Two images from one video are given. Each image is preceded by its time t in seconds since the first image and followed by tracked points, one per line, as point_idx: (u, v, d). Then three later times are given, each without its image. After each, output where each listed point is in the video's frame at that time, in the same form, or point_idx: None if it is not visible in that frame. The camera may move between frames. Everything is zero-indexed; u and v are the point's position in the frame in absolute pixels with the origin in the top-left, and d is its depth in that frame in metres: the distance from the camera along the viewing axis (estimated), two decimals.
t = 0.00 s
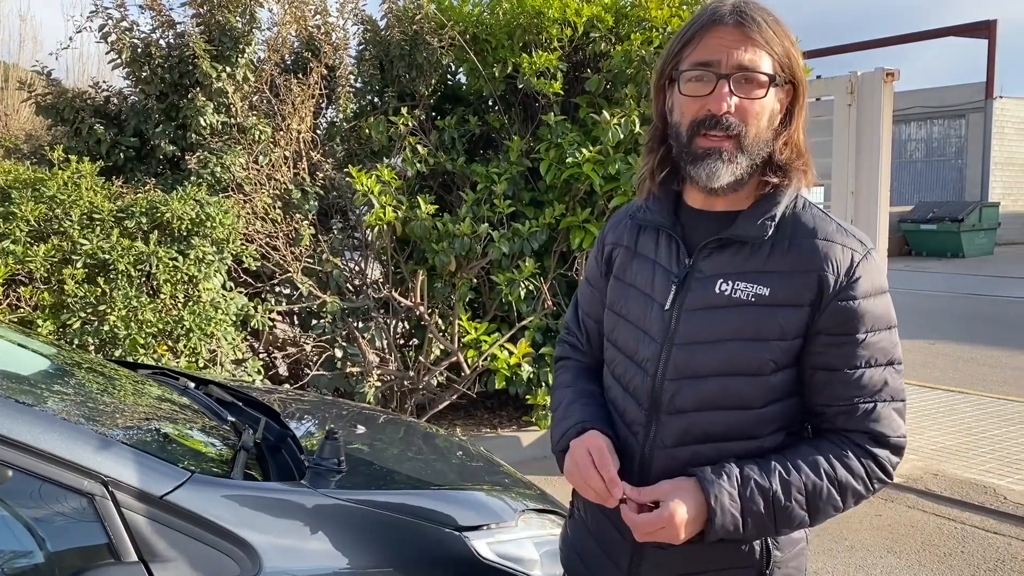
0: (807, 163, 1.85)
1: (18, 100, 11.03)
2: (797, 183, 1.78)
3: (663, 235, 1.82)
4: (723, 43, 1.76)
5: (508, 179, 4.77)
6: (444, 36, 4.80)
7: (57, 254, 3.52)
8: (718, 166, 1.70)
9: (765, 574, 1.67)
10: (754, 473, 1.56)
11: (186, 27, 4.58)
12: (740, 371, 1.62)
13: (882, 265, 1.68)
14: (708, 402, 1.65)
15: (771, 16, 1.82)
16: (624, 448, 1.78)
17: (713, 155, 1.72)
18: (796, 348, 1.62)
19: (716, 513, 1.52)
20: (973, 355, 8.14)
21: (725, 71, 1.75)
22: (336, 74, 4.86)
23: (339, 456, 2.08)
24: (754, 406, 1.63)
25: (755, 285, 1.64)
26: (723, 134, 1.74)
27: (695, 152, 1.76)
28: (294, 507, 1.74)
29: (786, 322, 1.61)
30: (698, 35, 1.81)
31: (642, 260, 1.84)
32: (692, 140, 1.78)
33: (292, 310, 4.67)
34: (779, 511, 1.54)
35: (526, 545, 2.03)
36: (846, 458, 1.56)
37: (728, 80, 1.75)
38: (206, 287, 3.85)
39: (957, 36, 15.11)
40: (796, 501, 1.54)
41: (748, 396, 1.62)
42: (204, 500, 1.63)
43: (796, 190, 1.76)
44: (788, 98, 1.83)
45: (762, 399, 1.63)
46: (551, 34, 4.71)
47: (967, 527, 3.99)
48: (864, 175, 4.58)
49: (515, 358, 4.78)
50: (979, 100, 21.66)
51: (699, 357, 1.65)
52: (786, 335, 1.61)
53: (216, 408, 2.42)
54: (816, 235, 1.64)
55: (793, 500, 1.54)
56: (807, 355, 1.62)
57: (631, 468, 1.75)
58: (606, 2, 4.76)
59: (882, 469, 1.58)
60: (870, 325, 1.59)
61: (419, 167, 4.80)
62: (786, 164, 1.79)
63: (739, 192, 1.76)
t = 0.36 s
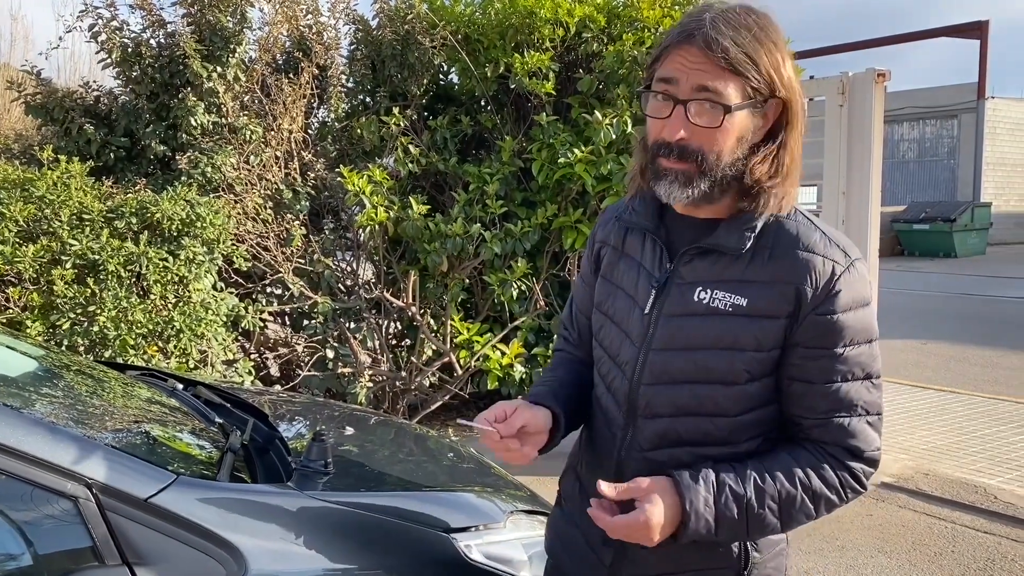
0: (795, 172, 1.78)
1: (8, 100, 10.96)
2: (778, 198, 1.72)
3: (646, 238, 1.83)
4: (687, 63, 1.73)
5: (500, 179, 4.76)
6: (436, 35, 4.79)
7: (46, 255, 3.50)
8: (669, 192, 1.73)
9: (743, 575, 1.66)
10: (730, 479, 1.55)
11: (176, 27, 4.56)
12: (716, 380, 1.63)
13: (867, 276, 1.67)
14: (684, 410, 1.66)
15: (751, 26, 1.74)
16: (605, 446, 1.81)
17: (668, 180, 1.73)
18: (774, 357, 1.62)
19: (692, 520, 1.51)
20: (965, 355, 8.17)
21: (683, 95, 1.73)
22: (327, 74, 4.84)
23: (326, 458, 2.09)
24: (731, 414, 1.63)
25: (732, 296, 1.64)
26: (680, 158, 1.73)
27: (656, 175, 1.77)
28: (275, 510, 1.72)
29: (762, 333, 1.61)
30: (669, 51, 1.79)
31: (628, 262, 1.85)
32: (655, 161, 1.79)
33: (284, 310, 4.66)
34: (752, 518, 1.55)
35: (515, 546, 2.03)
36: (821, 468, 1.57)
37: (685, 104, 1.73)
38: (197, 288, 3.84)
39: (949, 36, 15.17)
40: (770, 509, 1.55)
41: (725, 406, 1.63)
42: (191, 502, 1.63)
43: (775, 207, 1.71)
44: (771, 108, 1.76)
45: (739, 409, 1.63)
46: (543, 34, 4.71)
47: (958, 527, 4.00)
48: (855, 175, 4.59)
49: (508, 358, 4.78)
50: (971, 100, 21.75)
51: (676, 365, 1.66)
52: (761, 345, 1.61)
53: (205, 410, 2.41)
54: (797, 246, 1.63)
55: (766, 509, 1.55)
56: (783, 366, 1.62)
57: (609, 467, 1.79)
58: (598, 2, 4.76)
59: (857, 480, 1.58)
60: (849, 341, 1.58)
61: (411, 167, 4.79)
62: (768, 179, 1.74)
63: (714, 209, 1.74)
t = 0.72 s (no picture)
0: (775, 168, 1.84)
1: None
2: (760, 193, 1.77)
3: (630, 238, 1.81)
4: (683, 58, 1.74)
5: (494, 179, 4.76)
6: (429, 35, 4.78)
7: (38, 255, 3.48)
8: (672, 187, 1.71)
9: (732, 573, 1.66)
10: (725, 457, 1.55)
11: (169, 27, 4.55)
12: (710, 377, 1.63)
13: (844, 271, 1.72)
14: (678, 408, 1.65)
15: (741, 25, 1.79)
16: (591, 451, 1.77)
17: (669, 174, 1.72)
18: (765, 353, 1.63)
19: (688, 491, 1.51)
20: (958, 355, 8.20)
21: (682, 90, 1.74)
22: (320, 74, 4.83)
23: (318, 459, 2.11)
24: (723, 410, 1.64)
25: (726, 293, 1.65)
26: (680, 153, 1.73)
27: (653, 171, 1.76)
28: (268, 509, 1.73)
29: (755, 328, 1.62)
30: (660, 46, 1.80)
31: (610, 263, 1.83)
32: (650, 157, 1.78)
33: (277, 310, 4.65)
34: (746, 499, 1.55)
35: (507, 547, 2.02)
36: (811, 452, 1.59)
37: (685, 99, 1.73)
38: (189, 288, 3.83)
39: (942, 37, 15.22)
40: (764, 490, 1.55)
41: (720, 401, 1.63)
42: (181, 504, 1.62)
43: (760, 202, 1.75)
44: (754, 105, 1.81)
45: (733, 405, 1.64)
46: (536, 34, 4.71)
47: (950, 526, 4.01)
48: (848, 175, 4.60)
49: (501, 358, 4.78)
50: (964, 100, 21.81)
51: (669, 364, 1.65)
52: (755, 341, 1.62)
53: (197, 411, 2.41)
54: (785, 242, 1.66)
55: (761, 490, 1.55)
56: (771, 361, 1.64)
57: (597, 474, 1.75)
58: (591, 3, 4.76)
59: (843, 463, 1.61)
60: (836, 333, 1.62)
61: (404, 167, 4.78)
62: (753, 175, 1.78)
63: (700, 206, 1.77)
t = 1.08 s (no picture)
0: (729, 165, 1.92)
1: None
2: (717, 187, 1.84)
3: (590, 239, 1.78)
4: (653, 43, 1.79)
5: (490, 179, 4.77)
6: (426, 35, 4.78)
7: (33, 255, 3.47)
8: (652, 167, 1.72)
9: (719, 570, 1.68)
10: (717, 451, 1.58)
11: (165, 26, 4.55)
12: (688, 371, 1.65)
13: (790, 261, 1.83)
14: (663, 406, 1.64)
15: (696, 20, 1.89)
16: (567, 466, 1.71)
17: (647, 156, 1.73)
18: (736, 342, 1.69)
19: (692, 488, 1.52)
20: (952, 354, 8.23)
21: (657, 72, 1.78)
22: (317, 74, 4.83)
23: (315, 459, 2.12)
24: (703, 403, 1.66)
25: (697, 285, 1.68)
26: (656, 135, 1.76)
27: (627, 153, 1.76)
28: (269, 510, 1.74)
29: (730, 317, 1.67)
30: (625, 35, 1.83)
31: (569, 268, 1.78)
32: (624, 140, 1.79)
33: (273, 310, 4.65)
34: (737, 491, 1.58)
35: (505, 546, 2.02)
36: (788, 436, 1.66)
37: (658, 81, 1.78)
38: (185, 288, 3.83)
39: (937, 37, 15.26)
40: (754, 478, 1.60)
41: (701, 394, 1.65)
42: (179, 505, 1.62)
43: (718, 194, 1.82)
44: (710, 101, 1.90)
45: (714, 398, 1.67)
46: (533, 34, 4.72)
47: (946, 525, 4.03)
48: (844, 175, 4.61)
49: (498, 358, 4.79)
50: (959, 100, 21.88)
51: (646, 363, 1.65)
52: (730, 330, 1.67)
53: (193, 411, 2.41)
54: (742, 232, 1.72)
55: (749, 479, 1.59)
56: (741, 349, 1.70)
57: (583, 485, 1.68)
58: (588, 3, 4.79)
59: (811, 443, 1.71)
60: (797, 316, 1.72)
61: (401, 167, 4.78)
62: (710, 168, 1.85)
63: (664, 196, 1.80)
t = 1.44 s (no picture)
0: (643, 146, 1.97)
1: None
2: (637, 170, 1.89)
3: (523, 241, 1.77)
4: (547, 36, 1.82)
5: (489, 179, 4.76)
6: (423, 35, 4.79)
7: (31, 255, 3.45)
8: (564, 158, 1.75)
9: (694, 550, 1.73)
10: (676, 437, 1.63)
11: (162, 26, 4.54)
12: (642, 361, 1.68)
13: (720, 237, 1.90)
14: (622, 399, 1.66)
15: (591, 9, 1.93)
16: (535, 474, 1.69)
17: (558, 150, 1.76)
18: (682, 323, 1.74)
19: (660, 479, 1.55)
20: (950, 354, 8.24)
21: (555, 64, 1.80)
22: (314, 74, 4.83)
23: (315, 459, 2.12)
24: (657, 391, 1.70)
25: (637, 272, 1.72)
26: (563, 126, 1.79)
27: (540, 148, 1.79)
28: (272, 508, 1.76)
29: (672, 301, 1.71)
30: (520, 32, 1.86)
31: (506, 272, 1.77)
32: (535, 136, 1.81)
33: (271, 311, 4.65)
34: (701, 474, 1.63)
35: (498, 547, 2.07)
36: (739, 407, 1.72)
37: (559, 73, 1.81)
38: (183, 288, 3.82)
39: (933, 37, 15.30)
40: (715, 456, 1.65)
41: (655, 381, 1.69)
42: (179, 506, 1.62)
43: (638, 176, 1.87)
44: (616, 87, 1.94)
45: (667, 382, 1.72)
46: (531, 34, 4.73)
47: (944, 525, 4.03)
48: (841, 175, 4.61)
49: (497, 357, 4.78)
50: (955, 101, 21.94)
51: (596, 359, 1.66)
52: (675, 313, 1.72)
53: (191, 411, 2.40)
54: (673, 215, 1.77)
55: (711, 459, 1.64)
56: (686, 330, 1.75)
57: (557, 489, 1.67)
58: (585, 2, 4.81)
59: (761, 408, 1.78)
60: (734, 289, 1.78)
61: (398, 167, 4.77)
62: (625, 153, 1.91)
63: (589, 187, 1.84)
